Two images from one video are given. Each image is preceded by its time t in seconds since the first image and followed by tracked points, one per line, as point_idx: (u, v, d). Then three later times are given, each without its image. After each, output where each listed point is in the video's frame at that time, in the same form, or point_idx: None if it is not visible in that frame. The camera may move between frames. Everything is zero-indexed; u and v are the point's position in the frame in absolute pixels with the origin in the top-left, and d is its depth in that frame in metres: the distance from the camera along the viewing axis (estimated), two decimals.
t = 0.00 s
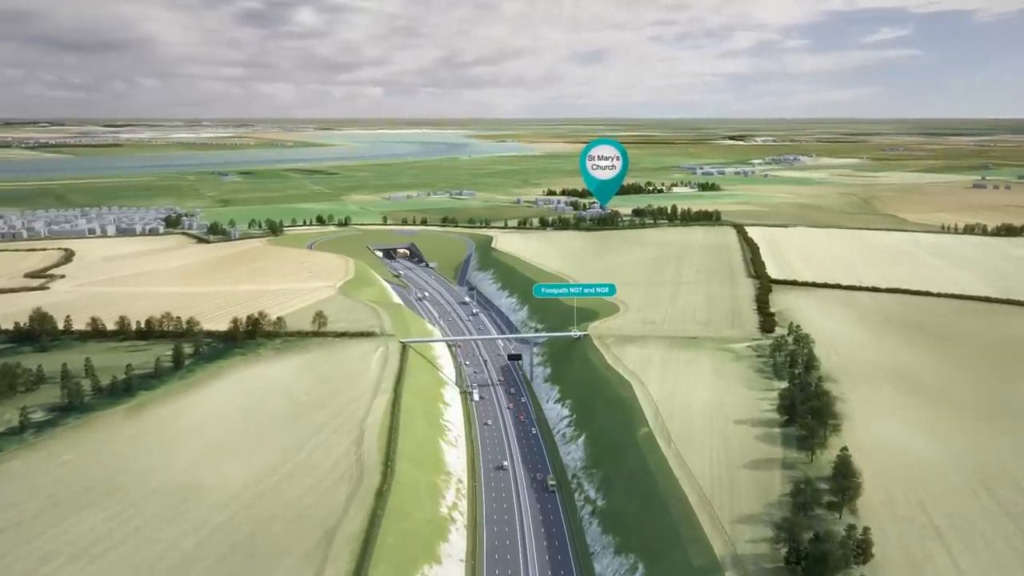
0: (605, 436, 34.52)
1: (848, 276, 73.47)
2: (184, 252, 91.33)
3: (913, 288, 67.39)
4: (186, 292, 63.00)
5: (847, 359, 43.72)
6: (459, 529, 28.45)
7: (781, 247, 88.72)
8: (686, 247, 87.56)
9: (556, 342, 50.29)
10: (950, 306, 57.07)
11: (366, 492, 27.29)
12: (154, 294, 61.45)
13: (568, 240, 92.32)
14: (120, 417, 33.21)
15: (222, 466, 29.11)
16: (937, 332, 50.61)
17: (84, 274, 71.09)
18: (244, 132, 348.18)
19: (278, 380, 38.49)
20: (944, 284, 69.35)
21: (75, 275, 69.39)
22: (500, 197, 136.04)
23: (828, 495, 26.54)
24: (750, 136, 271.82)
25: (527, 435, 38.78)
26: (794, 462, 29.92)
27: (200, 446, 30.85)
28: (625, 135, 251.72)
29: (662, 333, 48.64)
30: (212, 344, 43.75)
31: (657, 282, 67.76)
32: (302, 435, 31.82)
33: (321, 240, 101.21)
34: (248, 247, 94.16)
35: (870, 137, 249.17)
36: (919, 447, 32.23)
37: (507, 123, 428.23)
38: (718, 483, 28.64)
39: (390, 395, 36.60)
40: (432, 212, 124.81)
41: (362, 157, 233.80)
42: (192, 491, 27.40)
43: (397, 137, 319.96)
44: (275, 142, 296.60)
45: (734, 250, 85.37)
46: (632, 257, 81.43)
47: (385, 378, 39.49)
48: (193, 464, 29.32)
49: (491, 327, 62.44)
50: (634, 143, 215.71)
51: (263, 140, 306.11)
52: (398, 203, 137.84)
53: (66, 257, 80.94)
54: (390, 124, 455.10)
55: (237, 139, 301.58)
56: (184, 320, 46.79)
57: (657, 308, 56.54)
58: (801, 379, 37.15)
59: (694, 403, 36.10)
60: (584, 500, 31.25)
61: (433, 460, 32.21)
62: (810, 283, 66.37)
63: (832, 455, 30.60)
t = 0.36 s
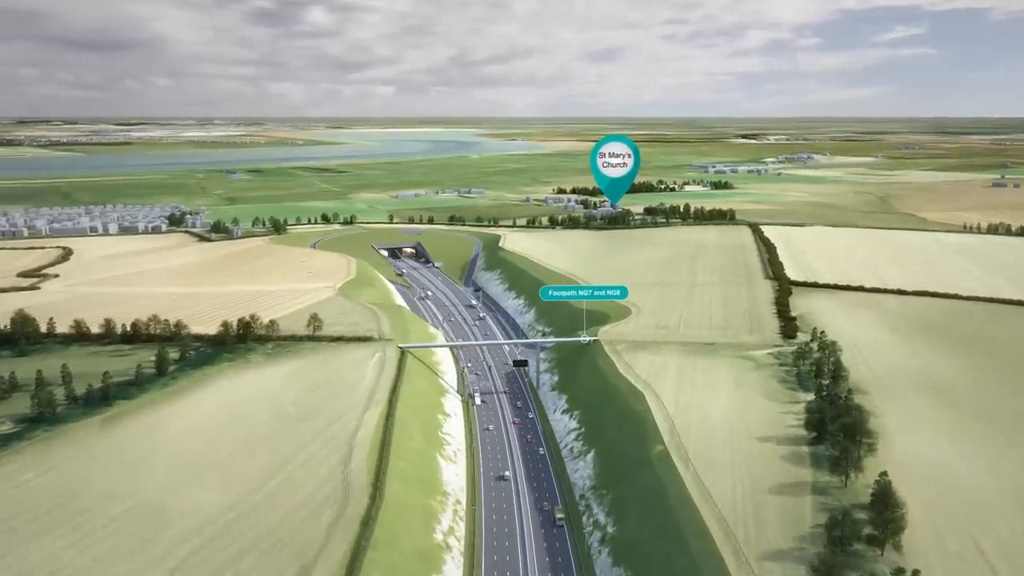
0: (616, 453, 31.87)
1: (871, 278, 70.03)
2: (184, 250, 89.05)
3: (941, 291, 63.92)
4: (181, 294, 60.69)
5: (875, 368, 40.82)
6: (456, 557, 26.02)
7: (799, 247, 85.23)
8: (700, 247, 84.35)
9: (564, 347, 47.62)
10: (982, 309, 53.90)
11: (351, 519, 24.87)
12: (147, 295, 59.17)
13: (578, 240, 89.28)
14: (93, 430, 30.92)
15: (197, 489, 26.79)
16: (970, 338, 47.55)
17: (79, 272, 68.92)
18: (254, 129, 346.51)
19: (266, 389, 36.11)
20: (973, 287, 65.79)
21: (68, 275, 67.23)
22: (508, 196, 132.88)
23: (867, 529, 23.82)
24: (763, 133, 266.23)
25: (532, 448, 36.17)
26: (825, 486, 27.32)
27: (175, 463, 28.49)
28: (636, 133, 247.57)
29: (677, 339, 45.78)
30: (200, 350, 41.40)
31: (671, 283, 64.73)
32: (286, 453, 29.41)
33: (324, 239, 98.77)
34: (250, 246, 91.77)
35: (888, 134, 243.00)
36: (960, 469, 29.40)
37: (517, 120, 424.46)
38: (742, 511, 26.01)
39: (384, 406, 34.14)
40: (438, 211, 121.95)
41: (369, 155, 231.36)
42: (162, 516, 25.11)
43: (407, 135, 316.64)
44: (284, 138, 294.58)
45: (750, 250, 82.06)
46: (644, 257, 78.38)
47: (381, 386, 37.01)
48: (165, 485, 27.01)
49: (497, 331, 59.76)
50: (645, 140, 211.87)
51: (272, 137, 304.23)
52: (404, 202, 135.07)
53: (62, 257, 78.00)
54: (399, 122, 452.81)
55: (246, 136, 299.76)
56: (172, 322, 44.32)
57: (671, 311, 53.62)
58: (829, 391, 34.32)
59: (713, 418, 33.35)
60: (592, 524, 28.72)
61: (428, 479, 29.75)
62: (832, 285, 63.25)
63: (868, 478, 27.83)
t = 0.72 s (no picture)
0: (628, 474, 29.20)
1: (896, 281, 66.57)
2: (185, 249, 87.08)
3: (972, 294, 60.37)
4: (176, 294, 58.56)
5: (909, 378, 37.84)
6: None
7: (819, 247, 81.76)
8: (715, 248, 81.24)
9: (572, 354, 44.90)
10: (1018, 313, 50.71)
11: (331, 551, 22.44)
12: (140, 295, 57.10)
13: (588, 239, 86.36)
14: (60, 446, 28.86)
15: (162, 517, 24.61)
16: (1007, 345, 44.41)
17: (74, 271, 67.07)
18: (264, 126, 345.42)
19: (251, 398, 33.74)
20: (1005, 290, 62.17)
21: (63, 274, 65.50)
22: (517, 195, 129.88)
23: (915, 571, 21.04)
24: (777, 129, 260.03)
25: (537, 463, 33.55)
26: (864, 517, 24.64)
27: (143, 485, 26.30)
28: (648, 131, 243.88)
29: (693, 345, 42.96)
30: (187, 354, 39.11)
31: (685, 286, 61.78)
32: (263, 473, 27.07)
33: (328, 238, 96.50)
34: (252, 244, 89.64)
35: (907, 130, 237.37)
36: (1011, 497, 26.50)
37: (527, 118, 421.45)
38: (769, 545, 23.30)
39: (376, 418, 31.61)
40: (445, 208, 119.20)
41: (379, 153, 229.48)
42: (121, 549, 22.88)
43: (417, 133, 314.67)
44: (293, 135, 293.11)
45: (768, 250, 78.81)
46: (656, 257, 75.38)
47: (375, 394, 34.46)
48: (129, 510, 24.88)
49: (503, 334, 57.14)
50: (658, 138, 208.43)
51: (282, 135, 302.99)
52: (411, 200, 132.33)
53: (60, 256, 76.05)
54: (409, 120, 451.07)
55: (256, 133, 298.52)
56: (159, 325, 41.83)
57: (685, 315, 50.74)
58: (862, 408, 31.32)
59: (734, 434, 30.57)
60: (601, 553, 26.12)
61: (421, 500, 27.22)
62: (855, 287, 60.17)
63: (911, 507, 24.97)
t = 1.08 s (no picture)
0: (640, 497, 26.66)
1: (923, 283, 63.00)
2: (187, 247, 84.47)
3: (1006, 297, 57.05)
4: (170, 295, 56.31)
5: (946, 389, 34.92)
6: None
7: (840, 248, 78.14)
8: (731, 248, 78.03)
9: (580, 360, 42.25)
10: None
11: None
12: (133, 297, 54.87)
13: (599, 239, 83.30)
14: (20, 463, 26.78)
15: (123, 549, 22.71)
16: None
17: (69, 271, 65.01)
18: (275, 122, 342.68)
19: (233, 408, 31.44)
20: None
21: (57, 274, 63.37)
22: (527, 192, 126.30)
23: None
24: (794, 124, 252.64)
25: (541, 481, 31.02)
26: (908, 553, 22.06)
27: (108, 507, 24.62)
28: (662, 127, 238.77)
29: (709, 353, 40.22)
30: (171, 360, 36.88)
31: (700, 287, 58.84)
32: (236, 500, 24.96)
33: (332, 237, 94.05)
34: (255, 243, 87.19)
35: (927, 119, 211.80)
36: None
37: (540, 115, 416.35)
38: None
39: (365, 433, 29.18)
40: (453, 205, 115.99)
41: (390, 150, 226.62)
42: None
43: (428, 131, 311.39)
44: (303, 132, 289.98)
45: (786, 251, 75.51)
46: (670, 257, 72.46)
47: (365, 406, 31.96)
48: (89, 535, 23.31)
49: (510, 338, 54.38)
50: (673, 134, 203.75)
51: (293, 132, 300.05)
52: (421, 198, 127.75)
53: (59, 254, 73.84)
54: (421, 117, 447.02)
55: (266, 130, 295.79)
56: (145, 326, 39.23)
57: (701, 319, 47.87)
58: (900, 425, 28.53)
59: (759, 455, 27.82)
60: None
61: (410, 526, 24.95)
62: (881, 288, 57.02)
63: (962, 544, 22.30)
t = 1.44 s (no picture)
0: (654, 525, 24.37)
1: (953, 287, 59.41)
2: (189, 245, 82.51)
3: None
4: (164, 296, 54.16)
5: (985, 402, 32.09)
6: None
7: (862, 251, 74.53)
8: (748, 248, 74.90)
9: (588, 367, 39.63)
10: None
11: None
12: (125, 298, 53.26)
13: (610, 238, 80.30)
14: None
15: None
16: None
17: (64, 270, 63.20)
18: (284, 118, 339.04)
19: (212, 419, 29.16)
20: None
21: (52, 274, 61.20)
22: (536, 186, 122.92)
23: None
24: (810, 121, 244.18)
25: (545, 501, 28.65)
26: None
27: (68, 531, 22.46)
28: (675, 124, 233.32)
29: (726, 360, 37.51)
30: (153, 365, 34.77)
31: (715, 289, 56.00)
32: (208, 524, 22.77)
33: (337, 235, 91.53)
34: (257, 241, 85.07)
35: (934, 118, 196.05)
36: None
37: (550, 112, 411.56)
38: None
39: (352, 449, 26.79)
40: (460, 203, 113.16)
41: (399, 147, 222.50)
42: None
43: (437, 128, 307.64)
44: (313, 128, 286.27)
45: (805, 251, 72.25)
46: (683, 257, 69.60)
47: (354, 417, 29.54)
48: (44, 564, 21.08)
49: (517, 344, 51.36)
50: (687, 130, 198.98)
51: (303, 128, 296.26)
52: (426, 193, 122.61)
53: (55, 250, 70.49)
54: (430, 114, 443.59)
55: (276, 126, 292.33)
56: (128, 329, 36.73)
57: (717, 323, 45.09)
58: (942, 445, 25.85)
59: (785, 477, 25.15)
60: None
61: (400, 553, 22.66)
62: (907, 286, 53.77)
63: None
